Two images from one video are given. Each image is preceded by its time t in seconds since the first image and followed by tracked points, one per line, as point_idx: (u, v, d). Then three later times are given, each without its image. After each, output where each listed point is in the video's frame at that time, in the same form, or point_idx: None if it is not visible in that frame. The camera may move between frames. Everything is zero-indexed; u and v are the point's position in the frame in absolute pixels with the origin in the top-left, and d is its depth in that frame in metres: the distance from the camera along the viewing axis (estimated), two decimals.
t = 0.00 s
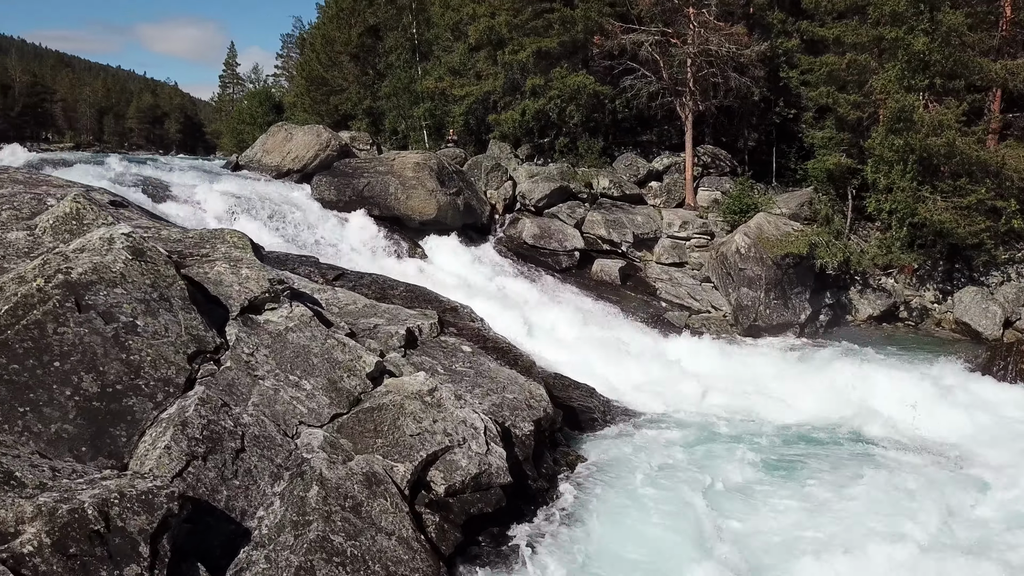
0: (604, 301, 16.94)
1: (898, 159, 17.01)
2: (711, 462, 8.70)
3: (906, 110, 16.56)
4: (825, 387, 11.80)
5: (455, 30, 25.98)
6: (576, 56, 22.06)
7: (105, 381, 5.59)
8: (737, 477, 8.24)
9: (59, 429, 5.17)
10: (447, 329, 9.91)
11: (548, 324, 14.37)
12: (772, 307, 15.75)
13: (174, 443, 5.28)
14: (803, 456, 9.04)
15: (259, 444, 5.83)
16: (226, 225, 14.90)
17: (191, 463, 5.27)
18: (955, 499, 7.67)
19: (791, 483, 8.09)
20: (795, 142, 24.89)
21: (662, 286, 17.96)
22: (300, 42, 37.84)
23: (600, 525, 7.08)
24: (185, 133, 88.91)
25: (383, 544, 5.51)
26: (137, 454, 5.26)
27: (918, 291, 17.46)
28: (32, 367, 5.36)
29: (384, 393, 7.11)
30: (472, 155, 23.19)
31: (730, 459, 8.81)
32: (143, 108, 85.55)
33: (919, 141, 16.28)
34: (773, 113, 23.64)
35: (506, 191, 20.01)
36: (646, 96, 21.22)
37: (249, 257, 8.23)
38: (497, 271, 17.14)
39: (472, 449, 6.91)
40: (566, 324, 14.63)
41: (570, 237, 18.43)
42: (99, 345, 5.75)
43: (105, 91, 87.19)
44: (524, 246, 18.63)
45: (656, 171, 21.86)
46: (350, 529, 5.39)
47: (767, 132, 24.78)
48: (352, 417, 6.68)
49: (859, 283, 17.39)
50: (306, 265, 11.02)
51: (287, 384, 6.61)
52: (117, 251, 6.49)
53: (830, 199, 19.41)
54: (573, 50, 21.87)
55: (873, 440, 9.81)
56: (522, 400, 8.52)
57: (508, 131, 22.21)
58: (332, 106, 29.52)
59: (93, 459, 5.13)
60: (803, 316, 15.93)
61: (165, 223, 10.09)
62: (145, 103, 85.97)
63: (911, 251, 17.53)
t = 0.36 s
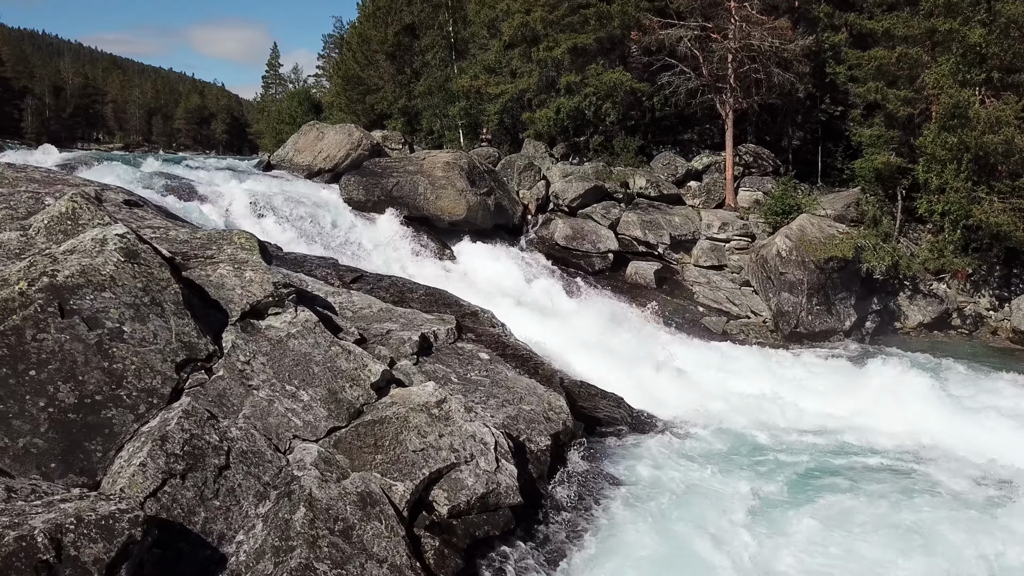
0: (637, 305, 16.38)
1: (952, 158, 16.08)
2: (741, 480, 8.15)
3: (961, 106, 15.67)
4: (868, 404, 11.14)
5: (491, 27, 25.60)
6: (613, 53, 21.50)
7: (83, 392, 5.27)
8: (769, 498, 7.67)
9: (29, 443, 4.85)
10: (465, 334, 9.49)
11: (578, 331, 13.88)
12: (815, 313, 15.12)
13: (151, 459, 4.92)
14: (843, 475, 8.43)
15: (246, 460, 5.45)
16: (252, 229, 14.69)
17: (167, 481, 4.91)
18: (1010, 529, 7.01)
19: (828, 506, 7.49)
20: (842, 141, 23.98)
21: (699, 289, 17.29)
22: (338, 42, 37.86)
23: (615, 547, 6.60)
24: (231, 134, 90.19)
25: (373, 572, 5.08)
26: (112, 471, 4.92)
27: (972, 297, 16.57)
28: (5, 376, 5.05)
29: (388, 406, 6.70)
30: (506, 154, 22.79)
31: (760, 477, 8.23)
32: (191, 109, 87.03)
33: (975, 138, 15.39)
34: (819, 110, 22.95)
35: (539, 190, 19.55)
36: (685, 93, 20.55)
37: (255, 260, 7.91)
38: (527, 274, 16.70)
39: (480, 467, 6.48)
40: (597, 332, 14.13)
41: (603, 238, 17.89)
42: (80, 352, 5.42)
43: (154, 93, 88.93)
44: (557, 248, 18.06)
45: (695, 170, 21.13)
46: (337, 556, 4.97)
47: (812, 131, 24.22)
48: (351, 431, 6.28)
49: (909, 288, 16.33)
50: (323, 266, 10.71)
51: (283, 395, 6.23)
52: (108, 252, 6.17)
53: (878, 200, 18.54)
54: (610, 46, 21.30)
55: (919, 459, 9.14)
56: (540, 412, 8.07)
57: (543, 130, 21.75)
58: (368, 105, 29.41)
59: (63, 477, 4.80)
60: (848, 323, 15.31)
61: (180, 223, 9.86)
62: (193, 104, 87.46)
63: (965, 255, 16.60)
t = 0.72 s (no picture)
0: (659, 309, 15.86)
1: (991, 156, 15.29)
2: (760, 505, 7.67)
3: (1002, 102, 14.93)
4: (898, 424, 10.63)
5: (515, 24, 25.20)
6: (638, 49, 20.97)
7: (41, 403, 4.94)
8: (788, 527, 7.18)
9: None
10: (470, 340, 9.08)
11: (596, 337, 13.41)
12: (844, 318, 14.45)
13: (106, 477, 4.57)
14: (869, 501, 7.91)
15: (214, 477, 5.08)
16: (263, 230, 14.40)
17: (123, 501, 4.56)
18: None
19: (852, 539, 7.00)
20: (877, 139, 23.06)
21: (724, 293, 16.71)
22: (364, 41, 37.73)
23: None
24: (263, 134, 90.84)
25: None
26: (65, 489, 4.58)
27: (1013, 302, 15.80)
28: None
29: (376, 418, 6.31)
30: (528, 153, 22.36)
31: (781, 504, 7.75)
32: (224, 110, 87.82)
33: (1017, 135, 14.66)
34: (852, 107, 21.96)
35: (560, 190, 19.10)
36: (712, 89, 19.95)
37: (245, 261, 7.56)
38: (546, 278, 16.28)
39: (472, 485, 6.07)
40: (615, 337, 13.64)
41: (625, 240, 17.41)
42: (41, 361, 5.10)
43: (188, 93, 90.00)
44: (577, 249, 17.58)
45: (723, 169, 20.44)
46: None
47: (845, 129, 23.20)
48: (333, 445, 5.88)
49: (945, 293, 15.60)
50: (328, 268, 10.38)
51: (262, 407, 5.87)
52: (81, 253, 5.83)
53: (913, 200, 17.78)
54: (635, 42, 20.78)
55: (953, 486, 8.61)
56: (543, 424, 7.63)
57: (565, 128, 21.28)
58: (391, 104, 29.17)
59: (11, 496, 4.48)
60: (880, 329, 14.59)
61: (180, 223, 9.59)
62: (225, 105, 88.29)
63: (1005, 259, 15.82)
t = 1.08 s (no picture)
0: (678, 312, 15.37)
1: None
2: (773, 532, 7.22)
3: None
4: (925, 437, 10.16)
5: (535, 21, 24.80)
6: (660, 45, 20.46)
7: None
8: (800, 557, 6.75)
9: None
10: (470, 345, 8.70)
11: (611, 339, 12.96)
12: (871, 323, 13.85)
13: (51, 496, 4.24)
14: (889, 527, 7.44)
15: (172, 495, 4.74)
16: (272, 232, 14.13)
17: (67, 523, 4.23)
18: None
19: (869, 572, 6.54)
20: (908, 136, 22.15)
21: (746, 296, 16.15)
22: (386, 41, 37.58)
23: None
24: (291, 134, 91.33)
25: None
26: (6, 509, 4.26)
27: None
28: None
29: (358, 431, 5.94)
30: (547, 152, 21.93)
31: (795, 529, 7.31)
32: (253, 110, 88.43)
33: None
34: (883, 104, 21.13)
35: (578, 189, 18.66)
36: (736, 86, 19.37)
37: (231, 262, 7.24)
38: (561, 279, 15.88)
39: (457, 504, 5.69)
40: (631, 339, 13.19)
41: (644, 240, 16.92)
42: None
43: (218, 94, 90.83)
44: (594, 250, 17.12)
45: (746, 168, 19.77)
46: None
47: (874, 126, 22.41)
48: (308, 460, 5.53)
49: (979, 298, 14.89)
50: (328, 269, 10.06)
51: (233, 418, 5.53)
52: (48, 254, 5.45)
53: (946, 200, 17.04)
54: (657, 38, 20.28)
55: (980, 509, 8.13)
56: (542, 436, 7.21)
57: (584, 126, 20.83)
58: (411, 103, 28.93)
59: None
60: (909, 335, 13.93)
61: (175, 222, 9.34)
62: (254, 105, 88.91)
63: None
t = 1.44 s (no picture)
0: (691, 316, 14.90)
1: None
2: (778, 554, 6.80)
3: None
4: (945, 458, 9.76)
5: (551, 18, 24.39)
6: (677, 42, 20.01)
7: None
8: None
9: None
10: (464, 352, 8.33)
11: (620, 342, 12.52)
12: (892, 329, 13.34)
13: None
14: (903, 554, 6.99)
15: (118, 518, 4.42)
16: (274, 233, 13.84)
17: None
18: None
19: None
20: (935, 135, 21.29)
21: (763, 299, 15.65)
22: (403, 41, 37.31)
23: None
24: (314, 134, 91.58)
25: None
26: None
27: None
28: None
29: (331, 446, 5.61)
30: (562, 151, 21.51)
31: (803, 552, 6.88)
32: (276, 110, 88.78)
33: None
34: (908, 101, 20.45)
35: (592, 189, 18.24)
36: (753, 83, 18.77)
37: (209, 266, 6.94)
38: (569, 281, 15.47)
39: (432, 526, 5.34)
40: (641, 342, 12.73)
41: (658, 242, 16.45)
42: None
43: (241, 95, 91.37)
44: (606, 252, 16.68)
45: (765, 168, 19.19)
46: None
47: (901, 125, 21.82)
48: (273, 478, 5.19)
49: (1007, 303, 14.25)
50: (323, 272, 9.75)
51: (194, 433, 5.21)
52: (6, 256, 5.10)
53: (973, 200, 16.40)
54: (674, 34, 19.80)
55: (998, 536, 7.67)
56: (533, 451, 6.83)
57: (599, 125, 20.38)
58: (426, 102, 28.63)
59: None
60: (932, 342, 13.37)
61: (164, 223, 9.08)
62: (277, 105, 89.26)
63: None
